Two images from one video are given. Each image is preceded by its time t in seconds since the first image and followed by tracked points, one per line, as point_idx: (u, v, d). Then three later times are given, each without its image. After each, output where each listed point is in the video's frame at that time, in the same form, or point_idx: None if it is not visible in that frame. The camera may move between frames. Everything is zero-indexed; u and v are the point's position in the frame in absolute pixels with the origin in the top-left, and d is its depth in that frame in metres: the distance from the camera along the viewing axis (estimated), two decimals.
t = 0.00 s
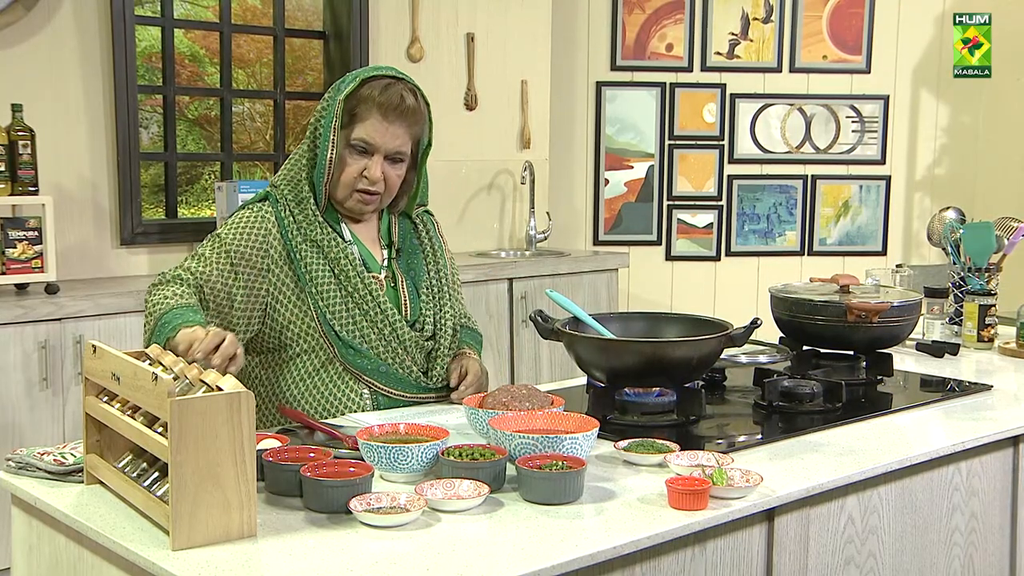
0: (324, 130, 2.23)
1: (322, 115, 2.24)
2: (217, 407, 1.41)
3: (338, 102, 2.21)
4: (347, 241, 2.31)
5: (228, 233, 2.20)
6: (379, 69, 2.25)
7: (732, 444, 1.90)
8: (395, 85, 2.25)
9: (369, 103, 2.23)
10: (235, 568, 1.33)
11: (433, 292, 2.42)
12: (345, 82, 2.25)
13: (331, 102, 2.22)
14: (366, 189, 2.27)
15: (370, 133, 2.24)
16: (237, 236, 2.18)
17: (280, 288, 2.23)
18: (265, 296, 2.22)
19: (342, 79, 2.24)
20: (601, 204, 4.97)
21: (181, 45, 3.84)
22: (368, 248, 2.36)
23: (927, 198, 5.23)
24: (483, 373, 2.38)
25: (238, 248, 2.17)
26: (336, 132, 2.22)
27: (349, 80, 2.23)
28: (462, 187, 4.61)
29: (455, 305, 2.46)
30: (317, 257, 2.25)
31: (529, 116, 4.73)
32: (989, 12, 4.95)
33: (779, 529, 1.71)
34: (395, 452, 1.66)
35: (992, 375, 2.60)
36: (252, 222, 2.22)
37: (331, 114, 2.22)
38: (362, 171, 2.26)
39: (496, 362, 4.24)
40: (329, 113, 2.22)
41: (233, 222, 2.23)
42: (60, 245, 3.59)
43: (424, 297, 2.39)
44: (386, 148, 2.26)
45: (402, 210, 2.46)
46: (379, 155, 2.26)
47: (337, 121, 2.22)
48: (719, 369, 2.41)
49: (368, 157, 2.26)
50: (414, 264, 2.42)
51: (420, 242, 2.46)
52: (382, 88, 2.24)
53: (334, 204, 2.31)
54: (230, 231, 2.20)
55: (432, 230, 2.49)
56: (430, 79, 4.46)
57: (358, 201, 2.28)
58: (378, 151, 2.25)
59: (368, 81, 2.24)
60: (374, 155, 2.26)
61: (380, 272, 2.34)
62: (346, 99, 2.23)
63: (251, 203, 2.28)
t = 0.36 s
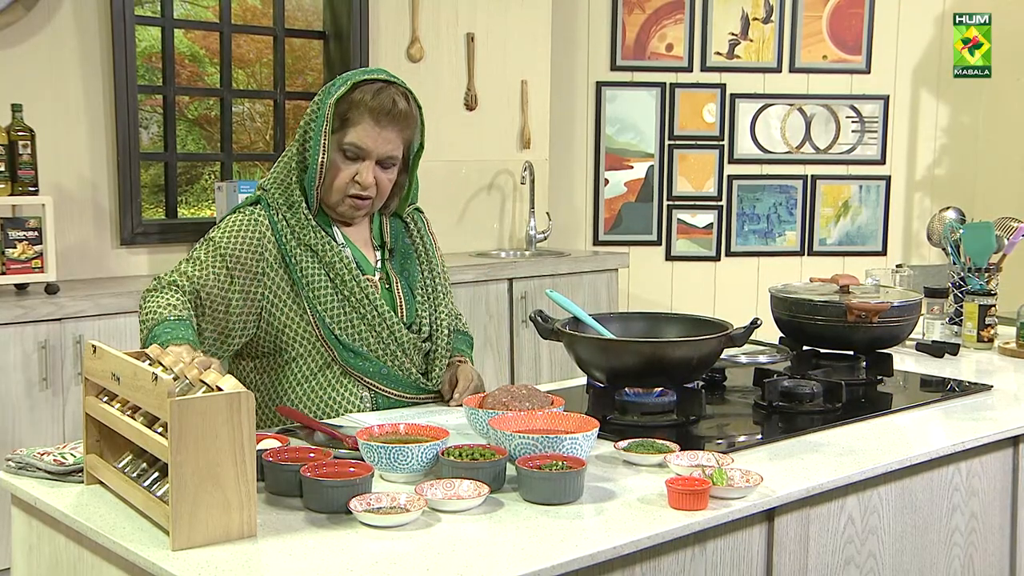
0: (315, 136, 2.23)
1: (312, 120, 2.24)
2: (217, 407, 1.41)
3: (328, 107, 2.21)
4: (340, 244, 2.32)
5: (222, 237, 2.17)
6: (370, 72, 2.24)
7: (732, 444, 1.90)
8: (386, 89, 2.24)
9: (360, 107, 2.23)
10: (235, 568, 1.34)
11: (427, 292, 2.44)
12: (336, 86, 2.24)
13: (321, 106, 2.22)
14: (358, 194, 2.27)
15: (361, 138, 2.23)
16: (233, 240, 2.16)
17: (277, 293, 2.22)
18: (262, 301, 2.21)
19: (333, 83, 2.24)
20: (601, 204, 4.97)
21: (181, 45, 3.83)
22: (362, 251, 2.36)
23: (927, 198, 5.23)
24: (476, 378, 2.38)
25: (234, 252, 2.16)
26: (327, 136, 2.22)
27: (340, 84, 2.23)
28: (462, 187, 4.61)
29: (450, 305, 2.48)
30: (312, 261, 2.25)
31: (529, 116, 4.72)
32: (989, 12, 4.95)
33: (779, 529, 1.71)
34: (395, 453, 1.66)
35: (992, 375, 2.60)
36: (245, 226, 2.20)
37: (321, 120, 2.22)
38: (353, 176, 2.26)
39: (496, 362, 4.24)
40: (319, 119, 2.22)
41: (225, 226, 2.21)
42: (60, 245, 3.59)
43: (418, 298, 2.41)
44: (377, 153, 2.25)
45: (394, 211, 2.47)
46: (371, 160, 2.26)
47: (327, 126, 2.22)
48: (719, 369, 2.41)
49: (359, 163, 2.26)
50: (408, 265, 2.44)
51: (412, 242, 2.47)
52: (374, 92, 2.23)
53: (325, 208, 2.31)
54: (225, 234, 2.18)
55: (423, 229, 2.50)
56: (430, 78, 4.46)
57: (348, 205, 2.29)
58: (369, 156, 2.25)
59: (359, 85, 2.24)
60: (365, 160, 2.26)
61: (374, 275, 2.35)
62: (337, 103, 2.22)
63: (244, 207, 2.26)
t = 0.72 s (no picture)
0: (311, 135, 2.23)
1: (309, 120, 2.25)
2: (217, 408, 1.41)
3: (324, 106, 2.22)
4: (340, 244, 2.31)
5: (224, 238, 2.17)
6: (367, 73, 2.25)
7: (732, 444, 1.90)
8: (383, 89, 2.25)
9: (356, 106, 2.23)
10: (235, 569, 1.34)
11: (427, 293, 2.45)
12: (334, 86, 2.24)
13: (317, 107, 2.23)
14: (351, 193, 2.27)
15: (357, 136, 2.24)
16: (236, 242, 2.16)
17: (278, 295, 2.22)
18: (263, 303, 2.20)
19: (330, 83, 2.24)
20: (600, 204, 4.98)
21: (181, 45, 3.81)
22: (361, 253, 2.36)
23: (926, 198, 5.23)
24: (476, 378, 2.36)
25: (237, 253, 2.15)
26: (322, 135, 2.23)
27: (338, 84, 2.23)
28: (462, 187, 4.61)
29: (448, 306, 2.49)
30: (313, 263, 2.24)
31: (528, 116, 4.72)
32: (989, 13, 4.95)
33: (778, 530, 1.71)
34: (395, 453, 1.66)
35: (991, 375, 2.60)
36: (247, 227, 2.19)
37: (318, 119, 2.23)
38: (347, 175, 2.26)
39: (496, 362, 4.24)
40: (315, 117, 2.23)
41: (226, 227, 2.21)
42: (59, 245, 3.59)
43: (418, 300, 2.41)
44: (372, 152, 2.25)
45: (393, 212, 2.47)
46: (366, 159, 2.26)
47: (323, 124, 2.22)
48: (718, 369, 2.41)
49: (354, 162, 2.26)
50: (408, 266, 2.44)
51: (411, 243, 2.47)
52: (370, 91, 2.24)
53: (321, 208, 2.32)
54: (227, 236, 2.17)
55: (422, 229, 2.51)
56: (430, 79, 4.46)
57: (342, 204, 2.28)
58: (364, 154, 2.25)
59: (356, 84, 2.25)
60: (360, 160, 2.26)
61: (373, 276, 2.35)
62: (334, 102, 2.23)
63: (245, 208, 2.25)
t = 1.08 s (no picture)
0: (321, 135, 2.23)
1: (319, 120, 2.24)
2: (216, 408, 1.41)
3: (336, 108, 2.21)
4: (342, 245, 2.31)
5: (227, 237, 2.16)
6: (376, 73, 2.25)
7: (731, 444, 1.91)
8: (394, 89, 2.25)
9: (368, 107, 2.23)
10: (234, 569, 1.34)
11: (429, 294, 2.45)
12: (343, 86, 2.24)
13: (328, 107, 2.23)
14: (364, 194, 2.28)
15: (369, 137, 2.24)
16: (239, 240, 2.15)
17: (280, 295, 2.21)
18: (264, 302, 2.20)
19: (340, 84, 2.24)
20: (600, 205, 4.98)
21: (180, 46, 3.81)
22: (363, 253, 2.36)
23: (926, 199, 5.24)
24: (475, 380, 2.36)
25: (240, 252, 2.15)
26: (335, 136, 2.22)
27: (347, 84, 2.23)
28: (461, 188, 4.61)
29: (450, 306, 2.48)
30: (315, 263, 2.24)
31: (528, 116, 4.72)
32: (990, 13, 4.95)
33: (778, 530, 1.71)
34: (394, 453, 1.66)
35: (990, 376, 2.60)
36: (250, 226, 2.19)
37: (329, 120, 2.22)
38: (359, 175, 2.26)
39: (495, 362, 4.24)
40: (327, 118, 2.22)
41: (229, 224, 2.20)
42: (59, 245, 3.59)
43: (420, 300, 2.41)
44: (385, 153, 2.26)
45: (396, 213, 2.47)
46: (378, 160, 2.26)
47: (335, 125, 2.22)
48: (717, 369, 2.42)
49: (366, 163, 2.26)
50: (410, 267, 2.44)
51: (414, 244, 2.47)
52: (382, 92, 2.24)
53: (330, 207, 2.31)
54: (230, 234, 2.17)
55: (425, 230, 2.51)
56: (429, 79, 4.46)
57: (353, 204, 2.28)
58: (376, 155, 2.26)
59: (367, 85, 2.24)
60: (372, 160, 2.26)
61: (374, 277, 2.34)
62: (345, 103, 2.22)
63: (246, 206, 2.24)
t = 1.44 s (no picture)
0: (335, 140, 2.18)
1: (330, 123, 2.19)
2: (216, 408, 1.41)
3: (351, 113, 2.17)
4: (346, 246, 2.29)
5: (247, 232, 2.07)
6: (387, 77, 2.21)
7: (731, 444, 1.91)
8: (407, 95, 2.23)
9: (383, 114, 2.20)
10: (233, 569, 1.34)
11: (430, 295, 2.46)
12: (354, 90, 2.19)
13: (340, 111, 2.17)
14: (374, 197, 2.27)
15: (384, 146, 2.21)
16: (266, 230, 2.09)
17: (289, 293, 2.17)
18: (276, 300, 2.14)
19: (352, 87, 2.19)
20: (600, 205, 4.98)
21: (179, 46, 3.81)
22: (366, 254, 2.36)
23: (925, 199, 5.24)
24: (473, 378, 2.39)
25: (267, 243, 2.08)
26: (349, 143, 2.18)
27: (360, 89, 2.19)
28: (461, 188, 4.61)
29: (450, 309, 2.49)
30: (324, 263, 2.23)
31: (528, 117, 4.73)
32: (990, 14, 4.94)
33: (777, 530, 1.71)
34: (394, 453, 1.66)
35: (990, 376, 2.60)
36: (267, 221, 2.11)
37: (343, 124, 2.17)
38: (373, 181, 2.24)
39: (495, 362, 4.24)
40: (340, 123, 2.17)
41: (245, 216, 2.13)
42: (59, 245, 3.59)
43: (422, 301, 2.42)
44: (398, 159, 2.24)
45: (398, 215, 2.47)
46: (392, 166, 2.24)
47: (349, 131, 2.17)
48: (717, 370, 2.42)
49: (380, 169, 2.24)
50: (413, 270, 2.45)
51: (416, 246, 2.48)
52: (396, 98, 2.21)
53: (336, 208, 2.29)
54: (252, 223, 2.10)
55: (424, 232, 2.51)
56: (428, 79, 4.47)
57: (363, 207, 2.28)
58: (391, 163, 2.23)
59: (380, 91, 2.20)
60: (386, 167, 2.24)
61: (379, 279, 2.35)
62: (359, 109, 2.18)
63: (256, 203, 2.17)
